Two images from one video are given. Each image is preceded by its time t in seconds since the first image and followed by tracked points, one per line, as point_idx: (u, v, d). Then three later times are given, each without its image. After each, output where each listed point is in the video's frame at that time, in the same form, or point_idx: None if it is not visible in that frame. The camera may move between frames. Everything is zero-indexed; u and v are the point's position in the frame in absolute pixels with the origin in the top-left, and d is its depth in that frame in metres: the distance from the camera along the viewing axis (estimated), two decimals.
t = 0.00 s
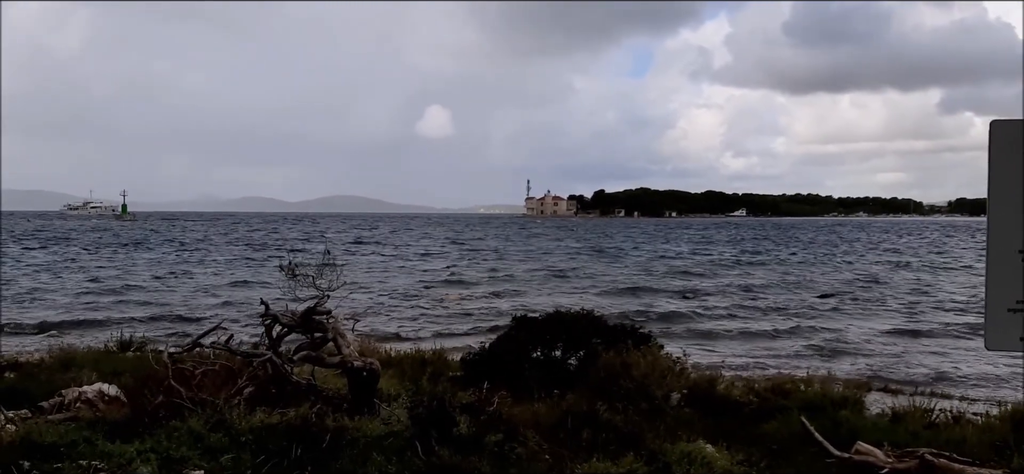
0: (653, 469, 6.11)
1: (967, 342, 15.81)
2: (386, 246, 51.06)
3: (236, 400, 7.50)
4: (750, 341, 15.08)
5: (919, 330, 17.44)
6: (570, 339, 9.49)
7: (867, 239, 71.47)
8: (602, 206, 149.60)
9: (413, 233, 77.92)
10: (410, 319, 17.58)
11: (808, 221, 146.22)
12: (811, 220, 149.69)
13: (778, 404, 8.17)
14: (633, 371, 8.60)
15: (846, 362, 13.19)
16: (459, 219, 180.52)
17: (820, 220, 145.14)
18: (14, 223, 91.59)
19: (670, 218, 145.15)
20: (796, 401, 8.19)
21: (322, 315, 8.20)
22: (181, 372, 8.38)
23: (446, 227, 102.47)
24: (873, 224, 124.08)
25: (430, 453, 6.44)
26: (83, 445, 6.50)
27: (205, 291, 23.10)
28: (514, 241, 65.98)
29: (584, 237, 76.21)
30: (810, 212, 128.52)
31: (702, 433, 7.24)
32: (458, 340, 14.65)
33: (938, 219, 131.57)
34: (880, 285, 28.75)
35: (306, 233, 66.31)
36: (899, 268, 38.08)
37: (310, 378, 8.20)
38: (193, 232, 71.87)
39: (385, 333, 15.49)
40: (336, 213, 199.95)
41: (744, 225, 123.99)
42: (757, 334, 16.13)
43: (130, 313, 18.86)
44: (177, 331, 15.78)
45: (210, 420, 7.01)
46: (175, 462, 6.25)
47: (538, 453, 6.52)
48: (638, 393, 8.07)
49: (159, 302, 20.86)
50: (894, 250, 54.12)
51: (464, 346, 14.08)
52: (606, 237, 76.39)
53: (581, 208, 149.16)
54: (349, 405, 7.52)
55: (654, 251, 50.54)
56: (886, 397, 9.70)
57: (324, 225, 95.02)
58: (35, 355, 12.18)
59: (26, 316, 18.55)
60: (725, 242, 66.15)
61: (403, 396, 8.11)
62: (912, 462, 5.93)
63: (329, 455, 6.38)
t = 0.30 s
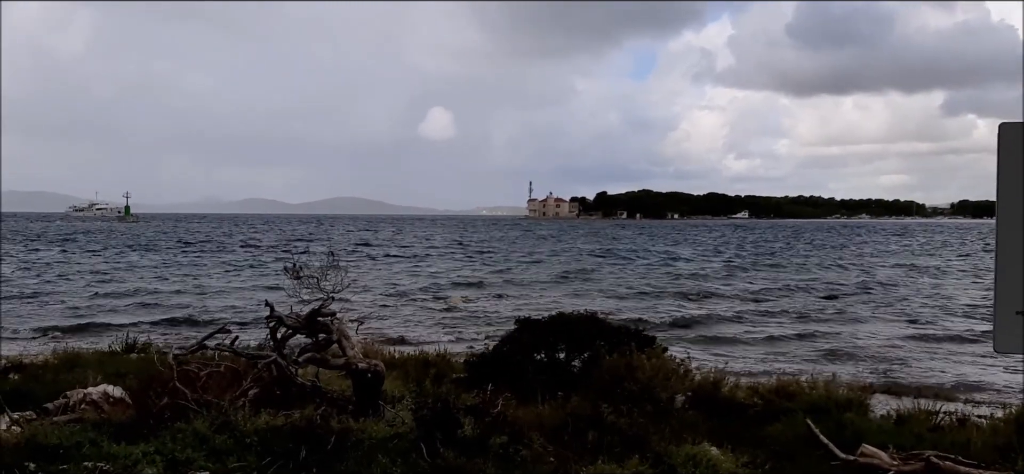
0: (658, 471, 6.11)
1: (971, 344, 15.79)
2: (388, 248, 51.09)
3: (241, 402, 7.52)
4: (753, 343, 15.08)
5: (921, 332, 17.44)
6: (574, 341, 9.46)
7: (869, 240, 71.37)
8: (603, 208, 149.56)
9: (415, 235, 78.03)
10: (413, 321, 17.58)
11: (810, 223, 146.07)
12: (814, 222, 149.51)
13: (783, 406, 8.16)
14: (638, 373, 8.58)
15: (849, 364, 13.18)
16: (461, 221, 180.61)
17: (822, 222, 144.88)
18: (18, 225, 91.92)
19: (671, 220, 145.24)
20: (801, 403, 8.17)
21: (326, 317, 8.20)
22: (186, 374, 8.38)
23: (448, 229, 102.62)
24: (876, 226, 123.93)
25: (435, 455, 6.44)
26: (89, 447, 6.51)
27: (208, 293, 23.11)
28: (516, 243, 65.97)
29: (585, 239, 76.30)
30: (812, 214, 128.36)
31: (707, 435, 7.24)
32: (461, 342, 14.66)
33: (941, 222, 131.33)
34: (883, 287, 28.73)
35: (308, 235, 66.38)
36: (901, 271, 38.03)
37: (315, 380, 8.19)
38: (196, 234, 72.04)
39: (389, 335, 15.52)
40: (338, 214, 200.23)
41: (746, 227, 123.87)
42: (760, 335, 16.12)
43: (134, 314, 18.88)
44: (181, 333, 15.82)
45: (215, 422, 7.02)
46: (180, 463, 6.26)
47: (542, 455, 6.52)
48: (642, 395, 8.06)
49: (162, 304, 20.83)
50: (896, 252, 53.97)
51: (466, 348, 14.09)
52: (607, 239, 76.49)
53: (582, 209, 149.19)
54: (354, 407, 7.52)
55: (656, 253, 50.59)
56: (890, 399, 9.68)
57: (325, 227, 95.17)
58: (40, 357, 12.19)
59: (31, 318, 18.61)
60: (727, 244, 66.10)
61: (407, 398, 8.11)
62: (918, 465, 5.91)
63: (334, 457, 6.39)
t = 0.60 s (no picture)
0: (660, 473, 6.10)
1: (973, 346, 15.77)
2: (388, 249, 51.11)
3: (243, 403, 7.52)
4: (755, 345, 15.05)
5: (923, 334, 17.41)
6: (576, 343, 9.45)
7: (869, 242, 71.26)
8: (603, 209, 149.69)
9: (415, 236, 78.16)
10: (414, 322, 17.57)
11: (810, 224, 146.08)
12: (814, 223, 149.59)
13: (785, 407, 8.16)
14: (639, 375, 8.57)
15: (851, 365, 13.15)
16: (461, 221, 180.81)
17: (822, 223, 144.74)
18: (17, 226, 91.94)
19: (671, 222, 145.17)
20: (803, 405, 8.15)
21: (328, 318, 8.20)
22: (188, 375, 8.38)
23: (448, 229, 102.86)
24: (876, 227, 123.86)
25: (436, 456, 6.43)
26: (90, 447, 6.52)
27: (209, 294, 23.10)
28: (517, 243, 65.96)
29: (585, 239, 76.36)
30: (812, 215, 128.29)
31: (709, 437, 7.24)
32: (462, 344, 14.64)
33: (941, 223, 131.37)
34: (883, 288, 28.75)
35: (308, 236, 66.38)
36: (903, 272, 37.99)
37: (316, 381, 8.18)
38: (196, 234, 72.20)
39: (389, 335, 15.52)
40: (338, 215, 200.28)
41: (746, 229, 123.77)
42: (762, 337, 16.10)
43: (135, 315, 18.88)
44: (183, 334, 15.84)
45: (217, 422, 7.01)
46: (182, 464, 6.26)
47: (544, 456, 6.51)
48: (644, 396, 8.06)
49: (163, 304, 20.83)
50: (897, 254, 53.88)
51: (468, 349, 14.07)
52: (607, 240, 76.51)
53: (582, 210, 149.16)
54: (356, 408, 7.52)
55: (657, 255, 50.54)
56: (893, 401, 9.66)
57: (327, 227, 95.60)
58: (41, 358, 12.18)
59: (32, 318, 18.62)
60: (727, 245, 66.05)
61: (409, 399, 8.11)
62: (920, 467, 5.89)
63: (337, 458, 6.38)
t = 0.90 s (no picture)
0: None
1: (975, 348, 15.74)
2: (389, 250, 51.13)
3: (245, 403, 7.52)
4: (756, 346, 15.04)
5: (925, 335, 17.39)
6: (578, 344, 9.45)
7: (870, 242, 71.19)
8: (604, 209, 149.71)
9: (416, 237, 78.16)
10: (415, 323, 17.57)
11: (810, 224, 146.04)
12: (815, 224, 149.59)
13: (786, 408, 8.15)
14: (641, 376, 8.57)
15: (853, 367, 13.13)
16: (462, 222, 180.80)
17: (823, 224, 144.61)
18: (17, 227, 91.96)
19: (672, 223, 145.11)
20: (805, 406, 8.14)
21: (330, 319, 8.20)
22: (190, 375, 8.39)
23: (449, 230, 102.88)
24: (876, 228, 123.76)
25: (438, 457, 6.43)
26: (92, 448, 6.52)
27: (210, 295, 23.12)
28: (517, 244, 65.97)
29: (586, 240, 76.34)
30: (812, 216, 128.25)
31: (711, 438, 7.24)
32: (463, 344, 14.64)
33: (942, 223, 131.39)
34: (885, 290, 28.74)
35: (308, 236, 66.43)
36: (903, 273, 37.92)
37: (318, 381, 8.18)
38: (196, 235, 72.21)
39: (390, 336, 15.52)
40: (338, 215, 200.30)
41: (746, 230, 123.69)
42: (763, 338, 16.09)
43: (136, 316, 18.89)
44: (184, 334, 15.85)
45: (219, 423, 7.02)
46: (184, 465, 6.27)
47: (546, 458, 6.51)
48: (646, 397, 8.06)
49: (165, 305, 20.85)
50: (898, 254, 53.80)
51: (469, 349, 14.07)
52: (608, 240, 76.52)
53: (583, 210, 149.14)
54: (358, 409, 7.52)
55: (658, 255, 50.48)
56: (894, 402, 9.64)
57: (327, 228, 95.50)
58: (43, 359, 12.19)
59: (33, 319, 18.62)
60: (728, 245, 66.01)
61: (410, 400, 8.11)
62: (922, 468, 5.87)
63: (338, 459, 6.38)
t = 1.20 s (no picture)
0: None
1: (975, 348, 15.74)
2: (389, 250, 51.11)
3: (246, 403, 7.52)
4: (757, 346, 15.04)
5: (925, 335, 17.38)
6: (579, 345, 9.44)
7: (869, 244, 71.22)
8: (604, 210, 149.79)
9: (416, 237, 78.18)
10: (414, 323, 17.55)
11: (810, 225, 146.10)
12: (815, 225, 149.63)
13: (787, 409, 8.15)
14: (642, 377, 8.56)
15: (853, 367, 13.13)
16: (462, 222, 180.90)
17: (823, 224, 144.69)
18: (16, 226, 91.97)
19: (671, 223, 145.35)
20: (806, 406, 8.13)
21: (331, 319, 8.20)
22: (191, 375, 8.38)
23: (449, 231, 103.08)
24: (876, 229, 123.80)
25: (439, 457, 6.43)
26: (93, 448, 6.52)
27: (210, 295, 23.11)
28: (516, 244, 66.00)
29: (585, 240, 76.35)
30: (812, 217, 128.24)
31: (712, 438, 7.24)
32: (463, 345, 14.64)
33: (943, 224, 131.36)
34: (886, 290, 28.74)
35: (308, 236, 66.46)
36: (903, 273, 37.91)
37: (319, 381, 8.18)
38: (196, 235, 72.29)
39: (390, 337, 15.52)
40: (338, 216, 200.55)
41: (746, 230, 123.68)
42: (763, 339, 16.08)
43: (136, 316, 18.87)
44: (184, 334, 15.85)
45: (220, 423, 7.02)
46: (185, 465, 6.27)
47: (547, 458, 6.51)
48: (647, 398, 8.05)
49: (165, 305, 20.83)
50: (897, 255, 53.83)
51: (468, 350, 14.07)
52: (607, 241, 76.53)
53: (582, 210, 149.44)
54: (359, 409, 7.51)
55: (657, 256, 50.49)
56: (896, 403, 9.61)
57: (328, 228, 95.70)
58: (44, 358, 12.18)
59: (34, 319, 18.63)
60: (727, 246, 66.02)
61: (411, 400, 8.11)
62: (924, 468, 5.87)
63: (339, 460, 6.37)
